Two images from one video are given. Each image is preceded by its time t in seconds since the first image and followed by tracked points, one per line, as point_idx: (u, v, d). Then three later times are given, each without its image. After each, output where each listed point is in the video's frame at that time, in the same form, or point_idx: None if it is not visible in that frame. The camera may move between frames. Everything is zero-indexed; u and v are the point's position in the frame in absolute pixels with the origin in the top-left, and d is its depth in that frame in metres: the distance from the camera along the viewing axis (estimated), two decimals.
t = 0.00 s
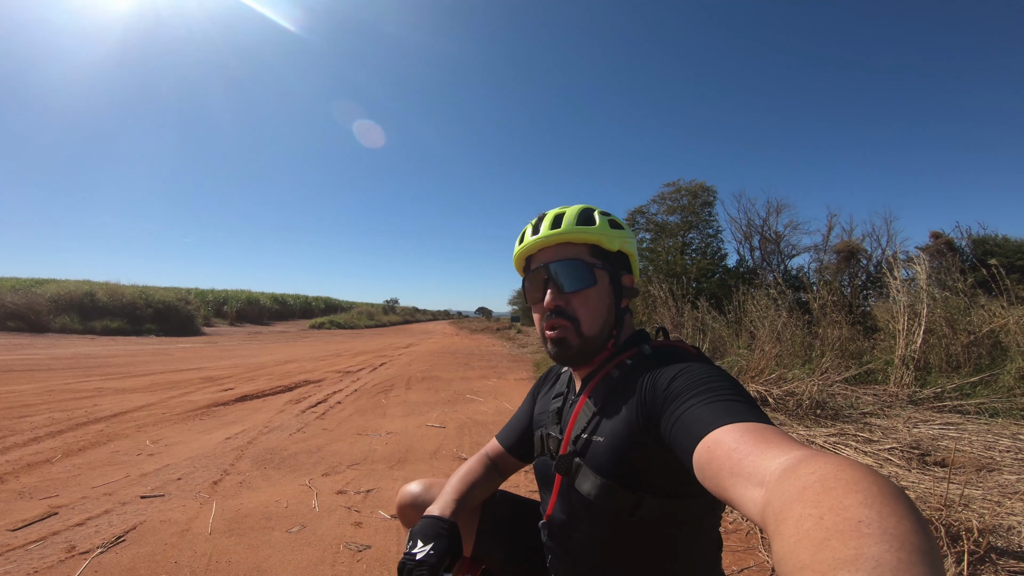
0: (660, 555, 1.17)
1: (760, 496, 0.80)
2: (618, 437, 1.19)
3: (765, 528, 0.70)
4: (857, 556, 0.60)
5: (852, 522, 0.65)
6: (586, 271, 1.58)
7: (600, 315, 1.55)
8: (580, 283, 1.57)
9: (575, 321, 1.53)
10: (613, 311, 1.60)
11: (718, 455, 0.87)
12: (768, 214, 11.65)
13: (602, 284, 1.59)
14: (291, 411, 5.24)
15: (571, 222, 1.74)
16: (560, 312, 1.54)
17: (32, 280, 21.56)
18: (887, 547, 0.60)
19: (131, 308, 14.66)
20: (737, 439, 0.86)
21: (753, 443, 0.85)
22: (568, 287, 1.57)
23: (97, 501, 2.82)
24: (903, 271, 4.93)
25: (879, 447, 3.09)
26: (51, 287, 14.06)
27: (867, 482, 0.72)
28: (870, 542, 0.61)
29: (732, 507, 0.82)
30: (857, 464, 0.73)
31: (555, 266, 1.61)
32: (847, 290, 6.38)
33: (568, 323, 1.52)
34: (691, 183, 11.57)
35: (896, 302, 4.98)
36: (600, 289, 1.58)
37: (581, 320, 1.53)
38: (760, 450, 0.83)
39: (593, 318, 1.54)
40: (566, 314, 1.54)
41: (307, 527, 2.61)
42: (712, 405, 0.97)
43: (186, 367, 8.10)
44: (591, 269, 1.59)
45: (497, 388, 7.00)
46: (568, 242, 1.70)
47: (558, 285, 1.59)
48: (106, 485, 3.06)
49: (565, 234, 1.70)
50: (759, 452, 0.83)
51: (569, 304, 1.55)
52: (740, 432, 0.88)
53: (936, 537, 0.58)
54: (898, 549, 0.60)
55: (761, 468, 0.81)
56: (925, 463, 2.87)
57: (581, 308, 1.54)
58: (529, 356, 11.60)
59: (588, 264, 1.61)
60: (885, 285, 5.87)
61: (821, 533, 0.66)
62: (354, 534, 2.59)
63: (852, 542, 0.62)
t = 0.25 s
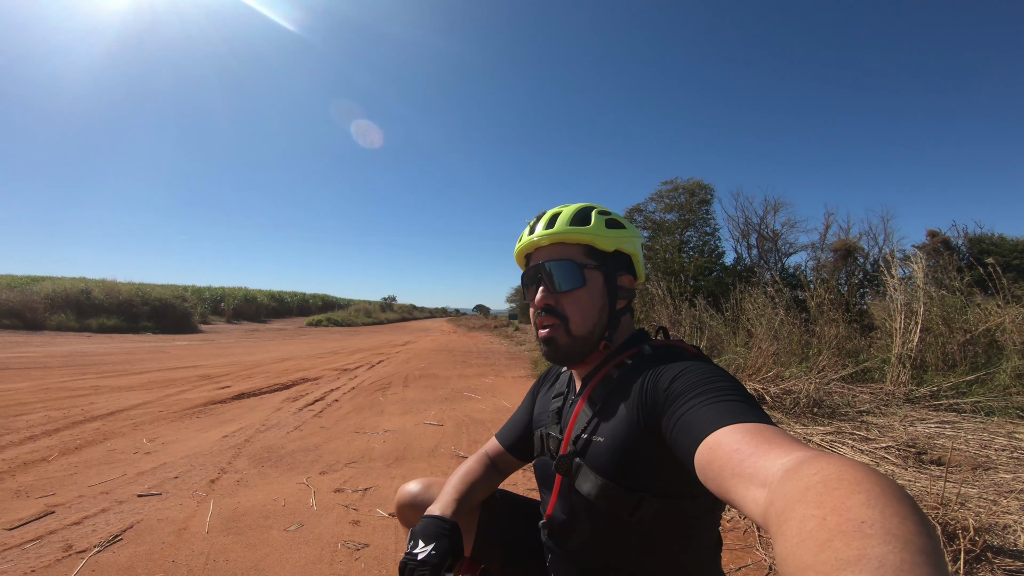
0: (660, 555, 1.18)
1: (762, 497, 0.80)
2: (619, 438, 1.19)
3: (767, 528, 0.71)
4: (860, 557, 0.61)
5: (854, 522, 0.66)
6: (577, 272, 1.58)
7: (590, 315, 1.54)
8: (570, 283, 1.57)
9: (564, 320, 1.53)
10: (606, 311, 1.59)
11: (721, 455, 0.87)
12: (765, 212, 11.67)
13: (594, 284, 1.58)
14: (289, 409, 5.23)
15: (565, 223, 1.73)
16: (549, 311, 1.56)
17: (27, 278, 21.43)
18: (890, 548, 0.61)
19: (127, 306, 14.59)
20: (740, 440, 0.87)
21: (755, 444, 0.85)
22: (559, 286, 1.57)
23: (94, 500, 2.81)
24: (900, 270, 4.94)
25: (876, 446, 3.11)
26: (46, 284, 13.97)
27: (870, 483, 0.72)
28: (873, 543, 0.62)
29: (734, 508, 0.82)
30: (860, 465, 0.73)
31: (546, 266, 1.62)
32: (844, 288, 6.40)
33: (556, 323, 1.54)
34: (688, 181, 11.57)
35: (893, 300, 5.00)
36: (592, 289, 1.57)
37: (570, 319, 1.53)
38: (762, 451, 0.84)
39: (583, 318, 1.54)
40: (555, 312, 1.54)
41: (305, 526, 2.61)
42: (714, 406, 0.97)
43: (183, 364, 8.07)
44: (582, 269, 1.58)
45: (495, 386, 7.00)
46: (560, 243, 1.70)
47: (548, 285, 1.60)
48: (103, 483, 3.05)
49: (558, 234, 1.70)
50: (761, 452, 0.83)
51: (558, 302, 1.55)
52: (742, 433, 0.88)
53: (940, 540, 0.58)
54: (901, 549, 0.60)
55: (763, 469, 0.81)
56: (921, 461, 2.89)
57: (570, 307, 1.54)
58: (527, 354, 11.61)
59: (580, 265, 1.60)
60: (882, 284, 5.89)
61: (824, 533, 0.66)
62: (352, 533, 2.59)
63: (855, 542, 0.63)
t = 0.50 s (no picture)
0: (661, 550, 1.18)
1: (760, 494, 0.80)
2: (618, 435, 1.19)
3: (764, 525, 0.71)
4: (856, 554, 0.61)
5: (851, 519, 0.66)
6: (558, 272, 1.60)
7: (568, 315, 1.56)
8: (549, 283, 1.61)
9: (544, 319, 1.61)
10: (589, 311, 1.57)
11: (718, 453, 0.87)
12: (764, 210, 11.68)
13: (576, 284, 1.59)
14: (288, 407, 5.24)
15: (551, 223, 1.73)
16: (534, 310, 1.67)
17: (25, 275, 21.37)
18: (886, 546, 0.61)
19: (126, 304, 14.57)
20: (738, 437, 0.86)
21: (753, 441, 0.85)
22: (543, 286, 1.63)
23: (93, 498, 2.81)
24: (899, 268, 4.95)
25: (874, 444, 3.12)
26: (44, 282, 13.94)
27: (866, 480, 0.72)
28: (870, 540, 0.62)
29: (731, 505, 0.82)
30: (857, 462, 0.73)
31: (529, 267, 1.69)
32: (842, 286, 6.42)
33: (539, 321, 1.63)
34: (687, 179, 11.57)
35: (891, 298, 5.01)
36: (573, 289, 1.58)
37: (549, 318, 1.60)
38: (760, 448, 0.84)
39: (562, 317, 1.57)
40: (538, 311, 1.65)
41: (304, 523, 2.62)
42: (713, 403, 0.97)
43: (182, 363, 8.06)
44: (563, 269, 1.60)
45: (494, 384, 7.01)
46: (545, 244, 1.72)
47: (533, 285, 1.68)
48: (102, 482, 3.05)
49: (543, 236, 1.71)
50: (759, 450, 0.83)
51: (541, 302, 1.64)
52: (741, 430, 0.88)
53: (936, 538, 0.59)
54: (898, 547, 0.60)
55: (761, 466, 0.81)
56: (919, 460, 2.91)
57: (549, 307, 1.60)
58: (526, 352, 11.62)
59: (562, 265, 1.61)
60: (880, 282, 5.91)
61: (821, 530, 0.66)
62: (352, 531, 2.59)
63: (851, 540, 0.63)
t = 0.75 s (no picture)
0: (664, 549, 1.18)
1: (765, 494, 0.80)
2: (622, 434, 1.19)
3: (772, 525, 0.71)
4: (864, 553, 0.61)
5: (858, 519, 0.66)
6: (557, 271, 1.61)
7: (566, 313, 1.57)
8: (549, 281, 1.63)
9: (543, 318, 1.63)
10: (589, 310, 1.57)
11: (723, 452, 0.87)
12: (764, 209, 11.67)
13: (575, 282, 1.60)
14: (288, 405, 5.24)
15: (551, 222, 1.73)
16: (534, 308, 1.69)
17: (23, 273, 21.32)
18: (895, 545, 0.61)
19: (125, 301, 14.54)
20: (743, 436, 0.87)
21: (759, 440, 0.85)
22: (542, 285, 1.65)
23: (93, 496, 2.81)
24: (899, 268, 4.95)
25: (874, 443, 3.13)
26: (43, 280, 13.91)
27: (873, 479, 0.72)
28: (878, 539, 0.62)
29: (737, 503, 0.82)
30: (863, 461, 0.74)
31: (528, 266, 1.70)
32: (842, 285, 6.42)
33: (538, 319, 1.65)
34: (687, 178, 11.56)
35: (891, 298, 5.01)
36: (573, 288, 1.59)
37: (547, 317, 1.61)
38: (765, 447, 0.84)
39: (560, 315, 1.58)
40: (537, 309, 1.67)
41: (304, 522, 2.62)
42: (717, 402, 0.97)
43: (181, 360, 8.06)
44: (562, 268, 1.61)
45: (493, 382, 7.02)
46: (545, 243, 1.72)
47: (533, 284, 1.70)
48: (102, 480, 3.05)
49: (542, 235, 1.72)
50: (765, 449, 0.83)
51: (540, 300, 1.66)
52: (747, 430, 0.88)
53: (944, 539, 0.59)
54: (905, 547, 0.61)
55: (766, 466, 0.81)
56: (918, 459, 2.92)
57: (548, 305, 1.61)
58: (526, 350, 11.62)
59: (560, 264, 1.62)
60: (880, 282, 5.91)
61: (828, 529, 0.66)
62: (352, 529, 2.60)
63: (859, 539, 0.63)
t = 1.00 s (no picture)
0: (666, 546, 1.19)
1: (768, 491, 0.80)
2: (624, 431, 1.19)
3: (772, 522, 0.71)
4: (865, 551, 0.61)
5: (859, 516, 0.66)
6: (558, 269, 1.61)
7: (569, 311, 1.57)
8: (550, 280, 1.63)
9: (545, 316, 1.63)
10: (591, 308, 1.58)
11: (725, 449, 0.87)
12: (765, 209, 11.66)
13: (577, 281, 1.59)
14: (288, 403, 5.24)
15: (552, 221, 1.73)
16: (536, 307, 1.69)
17: (24, 270, 21.34)
18: (896, 541, 0.62)
19: (125, 299, 14.55)
20: (745, 433, 0.86)
21: (760, 438, 0.85)
22: (544, 284, 1.64)
23: (93, 494, 2.82)
24: (900, 268, 4.94)
25: (873, 443, 3.13)
26: (44, 277, 13.92)
27: (875, 476, 0.72)
28: (879, 536, 0.62)
29: (739, 501, 0.82)
30: (865, 459, 0.74)
31: (530, 265, 1.70)
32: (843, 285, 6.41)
33: (540, 318, 1.65)
34: (688, 177, 11.54)
35: (892, 298, 5.01)
36: (574, 286, 1.59)
37: (550, 316, 1.61)
38: (767, 445, 0.84)
39: (562, 314, 1.58)
40: (540, 308, 1.67)
41: (304, 520, 2.63)
42: (719, 399, 0.97)
43: (181, 358, 8.07)
44: (563, 266, 1.61)
45: (493, 381, 7.02)
46: (546, 241, 1.72)
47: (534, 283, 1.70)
48: (102, 477, 3.06)
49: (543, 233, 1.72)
50: (766, 446, 0.84)
51: (542, 299, 1.66)
52: (748, 427, 0.88)
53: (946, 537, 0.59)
54: (907, 543, 0.61)
55: (768, 463, 0.82)
56: (918, 459, 2.92)
57: (550, 304, 1.61)
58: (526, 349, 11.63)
59: (562, 262, 1.62)
60: (880, 281, 5.91)
61: (830, 527, 0.67)
62: (352, 527, 2.60)
63: (860, 536, 0.63)
